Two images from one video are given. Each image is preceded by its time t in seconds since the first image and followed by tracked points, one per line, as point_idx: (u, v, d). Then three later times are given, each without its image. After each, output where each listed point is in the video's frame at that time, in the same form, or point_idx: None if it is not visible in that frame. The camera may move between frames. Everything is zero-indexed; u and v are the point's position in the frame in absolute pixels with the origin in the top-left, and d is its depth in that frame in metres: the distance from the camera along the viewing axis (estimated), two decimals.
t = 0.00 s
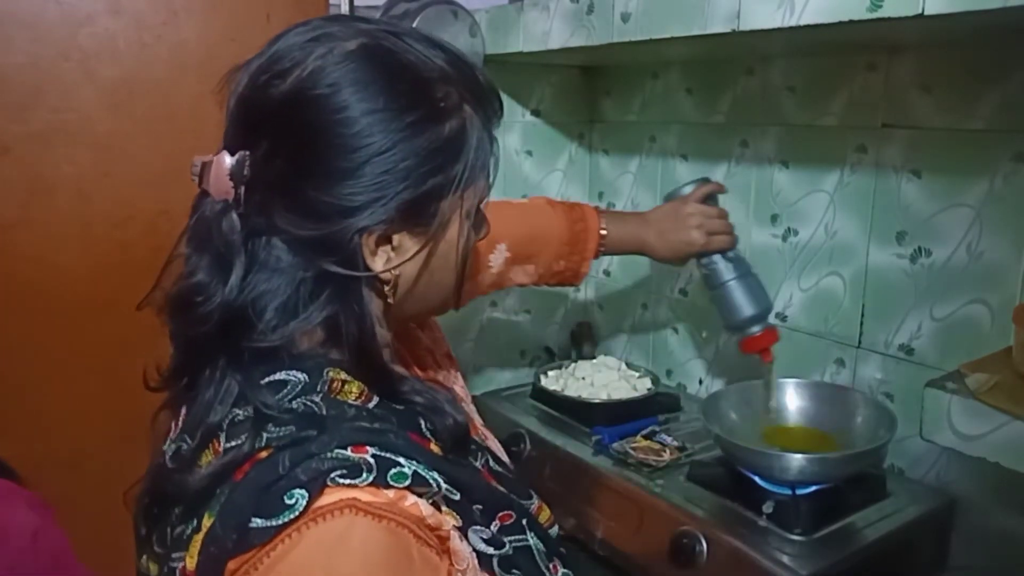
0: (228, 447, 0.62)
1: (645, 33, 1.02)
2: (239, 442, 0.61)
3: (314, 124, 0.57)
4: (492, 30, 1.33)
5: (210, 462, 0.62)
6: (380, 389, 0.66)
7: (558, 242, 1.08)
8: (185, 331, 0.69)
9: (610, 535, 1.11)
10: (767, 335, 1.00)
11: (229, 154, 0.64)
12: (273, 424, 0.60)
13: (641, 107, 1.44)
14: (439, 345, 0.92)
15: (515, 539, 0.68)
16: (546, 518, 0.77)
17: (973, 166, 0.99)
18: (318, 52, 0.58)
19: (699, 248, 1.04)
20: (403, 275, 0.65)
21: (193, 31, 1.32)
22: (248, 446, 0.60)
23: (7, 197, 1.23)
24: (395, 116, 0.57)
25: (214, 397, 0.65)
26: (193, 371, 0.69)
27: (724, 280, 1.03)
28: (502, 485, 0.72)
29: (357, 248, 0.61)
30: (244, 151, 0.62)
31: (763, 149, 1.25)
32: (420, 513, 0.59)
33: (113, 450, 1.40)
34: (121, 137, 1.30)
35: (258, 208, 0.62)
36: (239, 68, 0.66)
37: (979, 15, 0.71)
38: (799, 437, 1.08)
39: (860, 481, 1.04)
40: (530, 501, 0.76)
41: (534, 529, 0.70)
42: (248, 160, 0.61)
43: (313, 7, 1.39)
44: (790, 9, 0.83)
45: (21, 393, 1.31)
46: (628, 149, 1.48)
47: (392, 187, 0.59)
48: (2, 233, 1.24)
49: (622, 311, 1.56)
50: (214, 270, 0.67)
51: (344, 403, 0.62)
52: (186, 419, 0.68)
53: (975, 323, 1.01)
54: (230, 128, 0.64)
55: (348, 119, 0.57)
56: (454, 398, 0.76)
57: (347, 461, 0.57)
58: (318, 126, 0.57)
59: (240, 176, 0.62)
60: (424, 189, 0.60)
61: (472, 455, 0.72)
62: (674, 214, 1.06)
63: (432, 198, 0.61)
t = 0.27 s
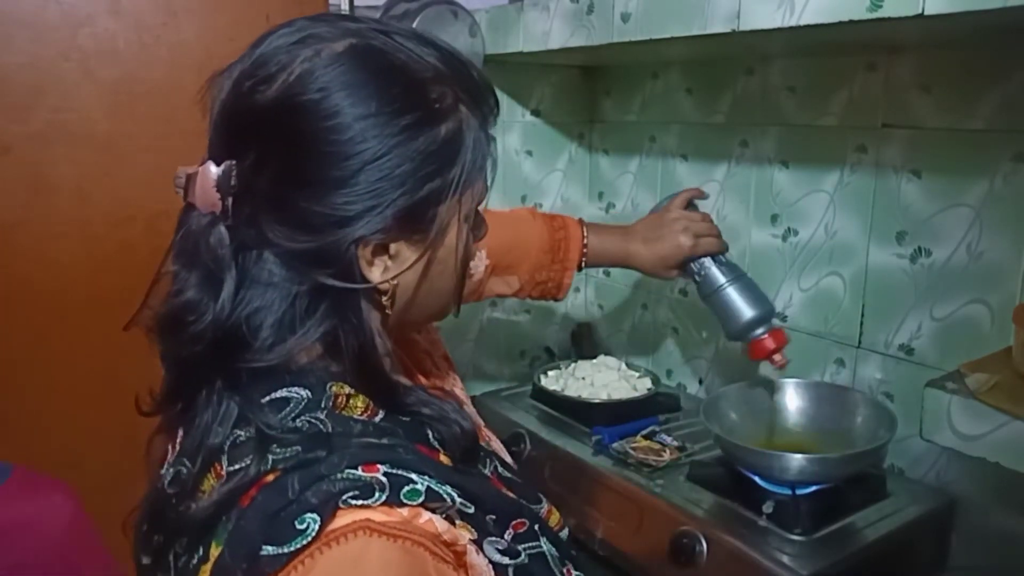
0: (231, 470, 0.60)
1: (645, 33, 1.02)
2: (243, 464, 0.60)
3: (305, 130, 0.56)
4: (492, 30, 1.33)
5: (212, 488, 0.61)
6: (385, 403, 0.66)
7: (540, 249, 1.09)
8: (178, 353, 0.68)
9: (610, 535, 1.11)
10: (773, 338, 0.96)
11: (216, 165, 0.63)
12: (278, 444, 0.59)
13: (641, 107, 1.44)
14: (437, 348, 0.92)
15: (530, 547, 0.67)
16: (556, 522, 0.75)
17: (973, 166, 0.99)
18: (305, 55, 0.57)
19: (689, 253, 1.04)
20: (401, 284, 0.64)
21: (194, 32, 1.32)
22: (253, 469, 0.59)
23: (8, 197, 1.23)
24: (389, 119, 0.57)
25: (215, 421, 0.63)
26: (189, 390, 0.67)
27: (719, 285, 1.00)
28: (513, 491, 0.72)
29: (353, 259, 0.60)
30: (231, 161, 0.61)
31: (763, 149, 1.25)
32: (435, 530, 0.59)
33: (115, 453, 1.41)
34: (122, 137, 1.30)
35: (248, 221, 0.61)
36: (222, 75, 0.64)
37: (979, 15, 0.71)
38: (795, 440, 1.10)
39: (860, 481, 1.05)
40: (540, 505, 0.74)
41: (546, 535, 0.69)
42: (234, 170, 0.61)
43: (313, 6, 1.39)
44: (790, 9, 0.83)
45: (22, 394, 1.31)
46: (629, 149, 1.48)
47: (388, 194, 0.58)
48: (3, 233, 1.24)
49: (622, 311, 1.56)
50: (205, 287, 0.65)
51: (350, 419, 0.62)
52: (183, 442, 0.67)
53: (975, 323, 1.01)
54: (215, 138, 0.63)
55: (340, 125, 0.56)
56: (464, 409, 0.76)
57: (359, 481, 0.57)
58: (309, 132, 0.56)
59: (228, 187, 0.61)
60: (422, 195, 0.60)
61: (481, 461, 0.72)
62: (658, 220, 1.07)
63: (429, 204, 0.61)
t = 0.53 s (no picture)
0: (230, 484, 0.59)
1: (645, 34, 1.02)
2: (244, 477, 0.59)
3: (303, 132, 0.56)
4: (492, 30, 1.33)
5: (211, 502, 0.60)
6: (391, 413, 0.66)
7: (535, 267, 1.06)
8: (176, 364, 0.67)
9: (610, 535, 1.11)
10: (779, 336, 0.96)
11: (211, 171, 0.63)
12: (280, 457, 0.58)
13: (641, 107, 1.44)
14: (439, 354, 0.91)
15: (538, 560, 0.66)
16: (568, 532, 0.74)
17: (974, 166, 0.99)
18: (300, 56, 0.57)
19: (684, 261, 1.03)
20: (406, 290, 0.64)
21: (194, 31, 1.32)
22: (254, 483, 0.58)
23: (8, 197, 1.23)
24: (389, 119, 0.56)
25: (210, 436, 0.63)
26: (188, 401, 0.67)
27: (718, 291, 0.99)
28: (520, 503, 0.71)
29: (356, 265, 0.60)
30: (227, 166, 0.61)
31: (763, 149, 1.25)
32: (443, 545, 0.58)
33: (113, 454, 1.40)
34: (122, 137, 1.30)
35: (247, 228, 0.61)
36: (216, 74, 0.64)
37: (979, 15, 0.71)
38: (799, 440, 1.09)
39: (860, 481, 1.05)
40: (548, 517, 0.73)
41: (556, 547, 0.68)
42: (231, 175, 0.60)
43: (313, 6, 1.38)
44: (790, 9, 0.83)
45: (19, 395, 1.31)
46: (629, 149, 1.48)
47: (390, 197, 0.58)
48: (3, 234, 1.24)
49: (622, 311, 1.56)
50: (203, 296, 0.65)
51: (354, 429, 0.61)
52: (180, 456, 0.66)
53: (975, 323, 1.01)
54: (210, 144, 0.62)
55: (339, 127, 0.55)
56: (471, 419, 0.77)
57: (364, 496, 0.56)
58: (307, 134, 0.56)
59: (223, 193, 0.61)
60: (424, 196, 0.59)
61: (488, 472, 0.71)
62: (647, 234, 1.07)
63: (433, 206, 0.60)
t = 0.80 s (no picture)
0: (235, 490, 0.59)
1: (645, 34, 1.02)
2: (249, 482, 0.58)
3: (309, 132, 0.56)
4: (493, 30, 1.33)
5: (216, 509, 0.59)
6: (399, 418, 0.65)
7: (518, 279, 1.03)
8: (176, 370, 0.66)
9: (610, 534, 1.11)
10: (747, 375, 0.97)
11: (214, 173, 0.63)
12: (286, 462, 0.58)
13: (640, 107, 1.44)
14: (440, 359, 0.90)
15: (545, 569, 0.66)
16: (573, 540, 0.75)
17: (974, 166, 0.99)
18: (304, 55, 0.56)
19: (672, 281, 1.02)
20: (412, 290, 0.64)
21: (194, 32, 1.32)
22: (261, 489, 0.57)
23: (8, 198, 1.23)
24: (396, 118, 0.57)
25: (212, 442, 0.62)
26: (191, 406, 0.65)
27: (697, 318, 0.98)
28: (528, 510, 0.72)
29: (364, 266, 0.60)
30: (230, 167, 0.61)
31: (763, 149, 1.25)
32: (452, 553, 0.59)
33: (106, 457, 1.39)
34: (122, 137, 1.30)
35: (252, 231, 0.60)
36: (218, 74, 0.64)
37: (979, 15, 0.71)
38: (801, 442, 1.09)
39: (861, 481, 1.05)
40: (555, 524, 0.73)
41: (563, 556, 0.68)
42: (235, 176, 0.60)
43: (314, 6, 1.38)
44: (790, 9, 0.83)
45: (16, 397, 1.31)
46: (629, 149, 1.48)
47: (398, 197, 0.58)
48: (3, 234, 1.24)
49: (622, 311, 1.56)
50: (206, 300, 0.63)
51: (361, 435, 0.60)
52: (183, 461, 0.65)
53: (975, 324, 1.01)
54: (212, 145, 0.62)
55: (346, 126, 0.55)
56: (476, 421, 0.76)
57: (374, 502, 0.56)
58: (313, 134, 0.56)
59: (227, 196, 0.61)
60: (432, 196, 0.60)
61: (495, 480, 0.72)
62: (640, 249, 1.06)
63: (440, 206, 0.61)
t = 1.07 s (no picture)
0: (237, 488, 0.59)
1: (645, 34, 1.02)
2: (251, 481, 0.58)
3: (308, 129, 0.56)
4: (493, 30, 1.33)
5: (217, 508, 0.59)
6: (401, 415, 0.65)
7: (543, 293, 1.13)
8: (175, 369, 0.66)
9: (610, 534, 1.11)
10: (787, 387, 0.96)
11: (214, 172, 0.63)
12: (289, 460, 0.57)
13: (640, 107, 1.44)
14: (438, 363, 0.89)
15: (545, 566, 0.65)
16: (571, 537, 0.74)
17: (974, 166, 0.99)
18: (303, 52, 0.56)
19: (702, 292, 1.04)
20: (413, 286, 0.64)
21: (194, 32, 1.32)
22: (263, 487, 0.57)
23: (8, 198, 1.23)
24: (395, 114, 0.56)
25: (212, 440, 0.62)
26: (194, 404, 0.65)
27: (732, 327, 0.99)
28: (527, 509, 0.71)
29: (366, 263, 0.60)
30: (229, 165, 0.61)
31: (763, 149, 1.24)
32: (455, 549, 0.58)
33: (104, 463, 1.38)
34: (121, 138, 1.30)
35: (252, 230, 0.60)
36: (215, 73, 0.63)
37: (980, 15, 0.71)
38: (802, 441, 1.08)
39: (861, 481, 1.05)
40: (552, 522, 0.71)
41: (564, 555, 0.67)
42: (235, 175, 0.60)
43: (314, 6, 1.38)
44: (790, 9, 0.83)
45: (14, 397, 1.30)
46: (629, 149, 1.48)
47: (398, 193, 0.58)
48: (3, 234, 1.24)
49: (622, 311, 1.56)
50: (207, 301, 0.63)
51: (362, 433, 0.60)
52: (183, 461, 0.65)
53: (975, 323, 1.01)
54: (211, 144, 0.62)
55: (345, 122, 0.55)
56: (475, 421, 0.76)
57: (377, 498, 0.55)
58: (313, 130, 0.56)
59: (226, 194, 0.61)
60: (432, 191, 0.60)
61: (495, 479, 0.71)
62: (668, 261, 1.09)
63: (440, 201, 0.61)
